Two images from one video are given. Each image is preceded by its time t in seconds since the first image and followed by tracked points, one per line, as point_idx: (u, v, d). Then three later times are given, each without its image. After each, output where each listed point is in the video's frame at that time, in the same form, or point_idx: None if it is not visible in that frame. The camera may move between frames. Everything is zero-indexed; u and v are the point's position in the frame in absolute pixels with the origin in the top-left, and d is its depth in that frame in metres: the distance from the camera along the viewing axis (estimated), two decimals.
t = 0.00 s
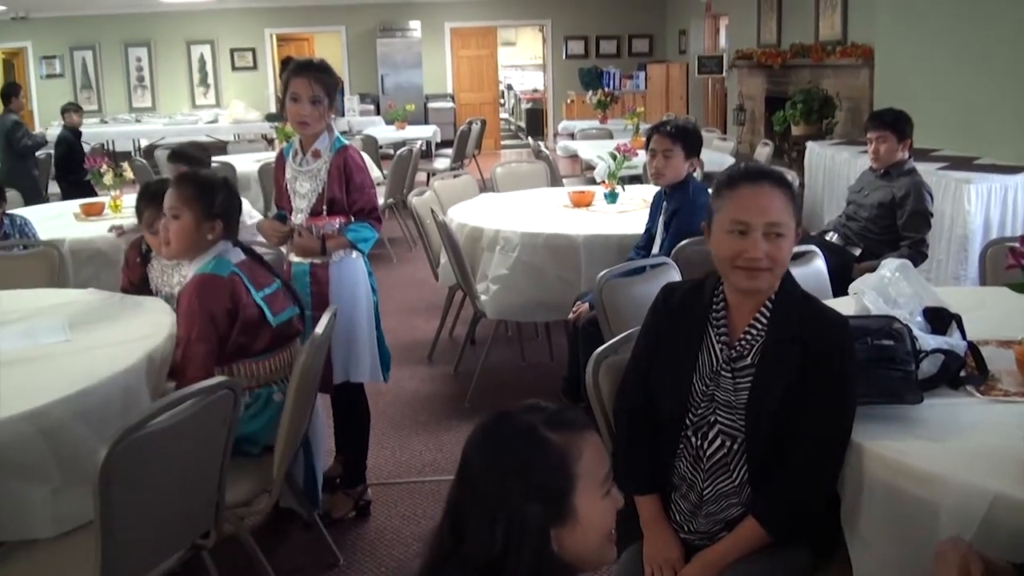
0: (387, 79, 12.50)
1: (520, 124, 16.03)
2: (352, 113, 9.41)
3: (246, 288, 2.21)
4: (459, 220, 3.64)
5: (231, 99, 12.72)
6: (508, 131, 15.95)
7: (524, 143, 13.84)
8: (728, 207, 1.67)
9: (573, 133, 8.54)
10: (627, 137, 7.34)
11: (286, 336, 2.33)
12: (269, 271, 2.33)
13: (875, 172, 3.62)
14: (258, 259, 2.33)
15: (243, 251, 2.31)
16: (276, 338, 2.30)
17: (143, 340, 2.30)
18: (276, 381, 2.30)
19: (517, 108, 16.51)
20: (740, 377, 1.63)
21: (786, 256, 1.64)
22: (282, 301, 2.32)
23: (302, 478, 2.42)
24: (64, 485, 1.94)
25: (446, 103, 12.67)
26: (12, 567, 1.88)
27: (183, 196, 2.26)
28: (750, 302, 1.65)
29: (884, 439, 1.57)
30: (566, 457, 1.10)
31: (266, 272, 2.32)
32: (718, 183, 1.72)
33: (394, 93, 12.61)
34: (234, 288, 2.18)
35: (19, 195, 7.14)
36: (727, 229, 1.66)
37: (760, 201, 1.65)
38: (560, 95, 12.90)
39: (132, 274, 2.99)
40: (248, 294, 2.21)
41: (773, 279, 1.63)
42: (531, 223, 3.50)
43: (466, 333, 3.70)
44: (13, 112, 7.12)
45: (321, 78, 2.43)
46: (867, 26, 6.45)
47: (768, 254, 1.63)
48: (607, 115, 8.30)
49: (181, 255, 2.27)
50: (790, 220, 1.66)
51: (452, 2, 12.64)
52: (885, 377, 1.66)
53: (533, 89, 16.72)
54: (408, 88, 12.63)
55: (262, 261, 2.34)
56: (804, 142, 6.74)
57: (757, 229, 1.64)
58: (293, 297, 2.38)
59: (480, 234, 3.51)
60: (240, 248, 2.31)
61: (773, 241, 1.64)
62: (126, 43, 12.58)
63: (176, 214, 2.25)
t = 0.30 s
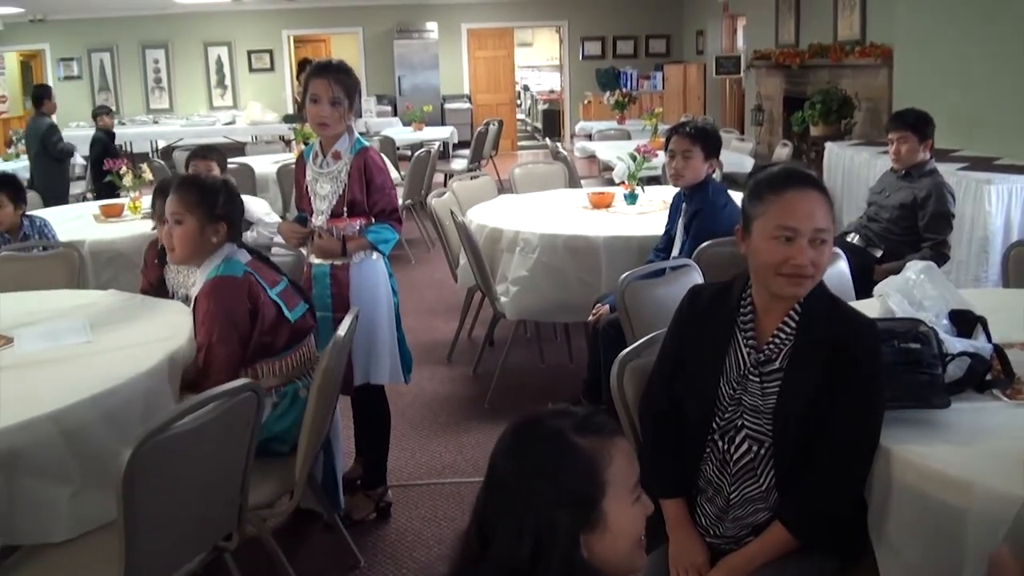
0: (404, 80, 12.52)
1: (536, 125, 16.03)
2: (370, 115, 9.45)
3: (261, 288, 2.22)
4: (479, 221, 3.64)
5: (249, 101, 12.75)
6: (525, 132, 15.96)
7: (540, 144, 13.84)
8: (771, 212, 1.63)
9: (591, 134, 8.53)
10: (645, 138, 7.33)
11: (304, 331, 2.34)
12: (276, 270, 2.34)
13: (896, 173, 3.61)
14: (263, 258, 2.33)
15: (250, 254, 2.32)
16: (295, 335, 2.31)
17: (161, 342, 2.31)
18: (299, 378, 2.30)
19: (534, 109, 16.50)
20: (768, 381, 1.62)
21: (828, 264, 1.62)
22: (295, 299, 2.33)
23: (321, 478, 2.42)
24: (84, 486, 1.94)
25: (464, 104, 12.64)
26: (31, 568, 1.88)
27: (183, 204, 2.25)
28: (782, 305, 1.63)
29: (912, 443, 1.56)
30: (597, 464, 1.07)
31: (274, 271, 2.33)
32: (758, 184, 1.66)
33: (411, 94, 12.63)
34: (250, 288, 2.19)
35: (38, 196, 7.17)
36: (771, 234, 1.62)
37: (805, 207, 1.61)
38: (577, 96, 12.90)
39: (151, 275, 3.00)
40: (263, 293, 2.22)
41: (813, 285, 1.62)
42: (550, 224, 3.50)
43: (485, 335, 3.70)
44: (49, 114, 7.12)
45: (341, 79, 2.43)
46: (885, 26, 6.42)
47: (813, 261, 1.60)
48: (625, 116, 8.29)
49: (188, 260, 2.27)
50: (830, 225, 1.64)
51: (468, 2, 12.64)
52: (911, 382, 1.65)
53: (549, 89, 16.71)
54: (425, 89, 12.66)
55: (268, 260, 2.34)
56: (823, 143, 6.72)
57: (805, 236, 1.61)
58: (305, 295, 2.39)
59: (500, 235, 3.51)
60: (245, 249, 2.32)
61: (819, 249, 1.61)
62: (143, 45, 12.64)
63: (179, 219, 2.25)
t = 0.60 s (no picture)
0: (424, 81, 12.57)
1: (555, 126, 16.04)
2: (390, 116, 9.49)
3: (274, 296, 2.19)
4: (500, 222, 3.65)
5: (269, 102, 12.80)
6: (544, 134, 15.97)
7: (560, 145, 13.84)
8: (804, 216, 1.63)
9: (611, 135, 8.52)
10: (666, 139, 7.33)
11: (323, 336, 2.34)
12: (289, 276, 2.31)
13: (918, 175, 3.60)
14: (276, 265, 2.31)
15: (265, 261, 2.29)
16: (312, 340, 2.30)
17: (181, 343, 2.31)
18: (319, 384, 2.31)
19: (553, 110, 16.50)
20: (795, 387, 1.61)
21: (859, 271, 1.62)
22: (309, 304, 2.31)
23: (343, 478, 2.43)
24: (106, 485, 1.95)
25: (484, 105, 12.64)
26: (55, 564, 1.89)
27: (192, 213, 2.22)
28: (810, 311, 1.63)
29: (938, 449, 1.56)
30: (629, 469, 1.05)
31: (288, 277, 2.30)
32: (791, 187, 1.66)
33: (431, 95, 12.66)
34: (263, 297, 2.16)
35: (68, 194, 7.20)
36: (805, 239, 1.62)
37: (837, 213, 1.61)
38: (596, 96, 12.90)
39: (172, 276, 3.01)
40: (277, 301, 2.20)
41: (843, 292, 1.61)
42: (571, 226, 3.50)
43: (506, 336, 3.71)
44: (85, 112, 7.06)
45: (364, 81, 2.43)
46: (907, 27, 6.39)
47: (844, 268, 1.60)
48: (646, 117, 8.29)
49: (201, 270, 2.25)
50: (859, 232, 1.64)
51: (487, 3, 12.66)
52: (936, 387, 1.65)
53: (569, 90, 16.70)
54: (445, 89, 12.69)
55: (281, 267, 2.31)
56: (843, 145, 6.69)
57: (838, 242, 1.61)
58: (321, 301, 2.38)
59: (521, 236, 3.52)
60: (258, 256, 2.28)
61: (851, 256, 1.61)
62: (163, 46, 12.71)
63: (188, 229, 2.23)
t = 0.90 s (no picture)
0: (446, 82, 12.63)
1: (576, 128, 16.03)
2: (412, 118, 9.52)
3: (305, 301, 2.21)
4: (522, 225, 3.66)
5: (291, 103, 12.87)
6: (565, 136, 15.97)
7: (581, 147, 13.83)
8: (830, 222, 1.62)
9: (632, 138, 8.51)
10: (686, 142, 7.32)
11: (352, 337, 2.35)
12: (322, 279, 2.33)
13: (941, 180, 3.58)
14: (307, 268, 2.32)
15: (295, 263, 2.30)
16: (342, 342, 2.31)
17: (205, 343, 2.33)
18: (347, 386, 2.33)
19: (574, 112, 16.49)
20: (817, 392, 1.62)
21: (885, 277, 1.61)
22: (340, 306, 2.32)
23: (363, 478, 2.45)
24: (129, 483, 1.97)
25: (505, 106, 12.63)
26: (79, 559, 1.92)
27: (220, 219, 2.24)
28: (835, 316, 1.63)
29: (960, 455, 1.55)
30: (654, 472, 1.05)
31: (320, 280, 2.32)
32: (816, 192, 1.65)
33: (452, 96, 12.70)
34: (292, 302, 2.18)
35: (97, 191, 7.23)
36: (831, 246, 1.61)
37: (864, 218, 1.61)
38: (617, 98, 12.88)
39: (195, 273, 3.04)
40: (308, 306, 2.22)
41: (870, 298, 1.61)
42: (593, 228, 3.51)
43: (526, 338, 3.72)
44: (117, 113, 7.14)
45: (387, 84, 2.44)
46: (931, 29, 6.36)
47: (872, 274, 1.60)
48: (668, 120, 8.27)
49: (231, 275, 2.27)
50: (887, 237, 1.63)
51: (507, 5, 12.68)
52: (959, 393, 1.64)
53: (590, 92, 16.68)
54: (466, 91, 12.72)
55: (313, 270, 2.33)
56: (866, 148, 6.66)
57: (865, 248, 1.60)
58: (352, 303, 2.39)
59: (542, 239, 3.53)
60: (288, 259, 2.29)
61: (878, 261, 1.61)
62: (186, 46, 12.80)
63: (217, 235, 2.25)
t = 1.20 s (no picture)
0: (467, 84, 12.66)
1: (597, 131, 16.02)
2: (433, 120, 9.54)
3: (324, 305, 2.22)
4: (543, 227, 3.67)
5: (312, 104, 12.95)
6: (585, 138, 15.96)
7: (601, 149, 13.83)
8: (854, 228, 1.61)
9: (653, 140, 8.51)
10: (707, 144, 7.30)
11: (374, 341, 2.36)
12: (343, 282, 2.34)
13: (964, 185, 3.56)
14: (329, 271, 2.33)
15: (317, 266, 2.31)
16: (363, 346, 2.32)
17: (228, 343, 2.35)
18: (368, 391, 2.34)
19: (595, 114, 16.48)
20: (840, 398, 1.61)
21: (908, 284, 1.60)
22: (360, 310, 2.33)
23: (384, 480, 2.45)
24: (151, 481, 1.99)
25: (527, 109, 12.65)
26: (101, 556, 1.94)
27: (244, 221, 2.26)
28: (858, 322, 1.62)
29: (984, 463, 1.54)
30: (682, 473, 1.06)
31: (341, 283, 2.33)
32: (841, 198, 1.64)
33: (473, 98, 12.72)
34: (311, 306, 2.20)
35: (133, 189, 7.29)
36: (854, 252, 1.60)
37: (889, 225, 1.59)
38: (638, 101, 12.87)
39: (218, 271, 3.06)
40: (327, 310, 2.23)
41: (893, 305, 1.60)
42: (613, 231, 3.51)
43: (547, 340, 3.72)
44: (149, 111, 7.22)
45: (409, 86, 2.45)
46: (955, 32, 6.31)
47: (895, 281, 1.59)
48: (689, 122, 8.26)
49: (253, 277, 2.29)
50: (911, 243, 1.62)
51: (529, 7, 12.69)
52: (982, 400, 1.63)
53: (611, 94, 16.67)
54: (487, 93, 12.74)
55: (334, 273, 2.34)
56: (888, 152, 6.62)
57: (888, 255, 1.59)
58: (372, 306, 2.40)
59: (563, 241, 3.54)
60: (310, 264, 2.30)
61: (901, 269, 1.60)
62: (209, 48, 12.90)
63: (240, 238, 2.27)
